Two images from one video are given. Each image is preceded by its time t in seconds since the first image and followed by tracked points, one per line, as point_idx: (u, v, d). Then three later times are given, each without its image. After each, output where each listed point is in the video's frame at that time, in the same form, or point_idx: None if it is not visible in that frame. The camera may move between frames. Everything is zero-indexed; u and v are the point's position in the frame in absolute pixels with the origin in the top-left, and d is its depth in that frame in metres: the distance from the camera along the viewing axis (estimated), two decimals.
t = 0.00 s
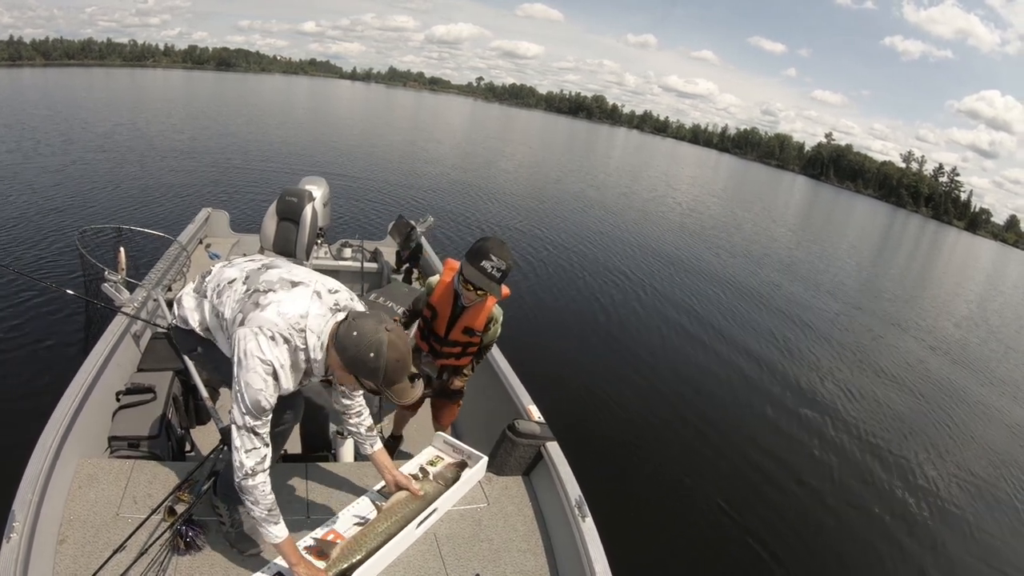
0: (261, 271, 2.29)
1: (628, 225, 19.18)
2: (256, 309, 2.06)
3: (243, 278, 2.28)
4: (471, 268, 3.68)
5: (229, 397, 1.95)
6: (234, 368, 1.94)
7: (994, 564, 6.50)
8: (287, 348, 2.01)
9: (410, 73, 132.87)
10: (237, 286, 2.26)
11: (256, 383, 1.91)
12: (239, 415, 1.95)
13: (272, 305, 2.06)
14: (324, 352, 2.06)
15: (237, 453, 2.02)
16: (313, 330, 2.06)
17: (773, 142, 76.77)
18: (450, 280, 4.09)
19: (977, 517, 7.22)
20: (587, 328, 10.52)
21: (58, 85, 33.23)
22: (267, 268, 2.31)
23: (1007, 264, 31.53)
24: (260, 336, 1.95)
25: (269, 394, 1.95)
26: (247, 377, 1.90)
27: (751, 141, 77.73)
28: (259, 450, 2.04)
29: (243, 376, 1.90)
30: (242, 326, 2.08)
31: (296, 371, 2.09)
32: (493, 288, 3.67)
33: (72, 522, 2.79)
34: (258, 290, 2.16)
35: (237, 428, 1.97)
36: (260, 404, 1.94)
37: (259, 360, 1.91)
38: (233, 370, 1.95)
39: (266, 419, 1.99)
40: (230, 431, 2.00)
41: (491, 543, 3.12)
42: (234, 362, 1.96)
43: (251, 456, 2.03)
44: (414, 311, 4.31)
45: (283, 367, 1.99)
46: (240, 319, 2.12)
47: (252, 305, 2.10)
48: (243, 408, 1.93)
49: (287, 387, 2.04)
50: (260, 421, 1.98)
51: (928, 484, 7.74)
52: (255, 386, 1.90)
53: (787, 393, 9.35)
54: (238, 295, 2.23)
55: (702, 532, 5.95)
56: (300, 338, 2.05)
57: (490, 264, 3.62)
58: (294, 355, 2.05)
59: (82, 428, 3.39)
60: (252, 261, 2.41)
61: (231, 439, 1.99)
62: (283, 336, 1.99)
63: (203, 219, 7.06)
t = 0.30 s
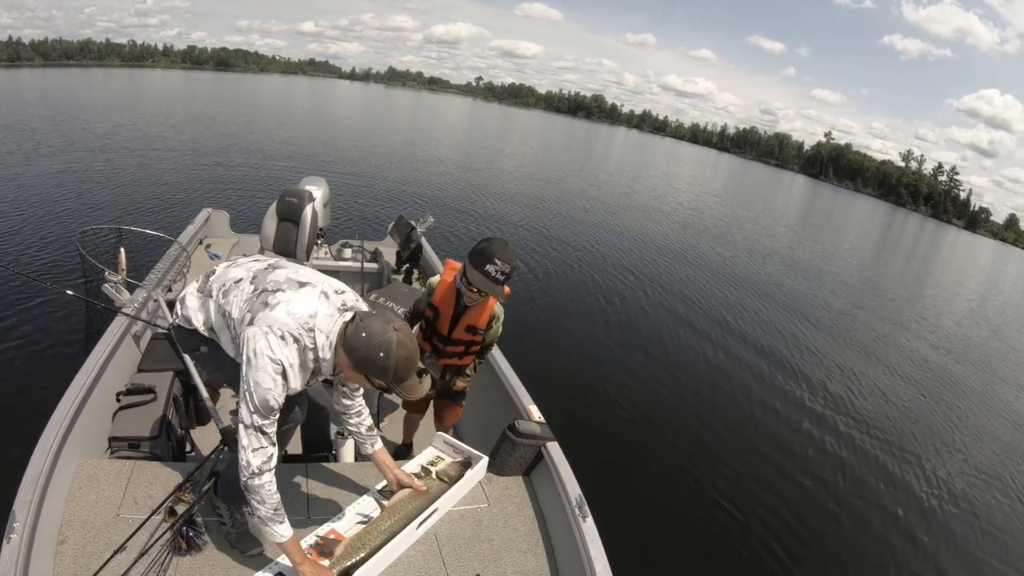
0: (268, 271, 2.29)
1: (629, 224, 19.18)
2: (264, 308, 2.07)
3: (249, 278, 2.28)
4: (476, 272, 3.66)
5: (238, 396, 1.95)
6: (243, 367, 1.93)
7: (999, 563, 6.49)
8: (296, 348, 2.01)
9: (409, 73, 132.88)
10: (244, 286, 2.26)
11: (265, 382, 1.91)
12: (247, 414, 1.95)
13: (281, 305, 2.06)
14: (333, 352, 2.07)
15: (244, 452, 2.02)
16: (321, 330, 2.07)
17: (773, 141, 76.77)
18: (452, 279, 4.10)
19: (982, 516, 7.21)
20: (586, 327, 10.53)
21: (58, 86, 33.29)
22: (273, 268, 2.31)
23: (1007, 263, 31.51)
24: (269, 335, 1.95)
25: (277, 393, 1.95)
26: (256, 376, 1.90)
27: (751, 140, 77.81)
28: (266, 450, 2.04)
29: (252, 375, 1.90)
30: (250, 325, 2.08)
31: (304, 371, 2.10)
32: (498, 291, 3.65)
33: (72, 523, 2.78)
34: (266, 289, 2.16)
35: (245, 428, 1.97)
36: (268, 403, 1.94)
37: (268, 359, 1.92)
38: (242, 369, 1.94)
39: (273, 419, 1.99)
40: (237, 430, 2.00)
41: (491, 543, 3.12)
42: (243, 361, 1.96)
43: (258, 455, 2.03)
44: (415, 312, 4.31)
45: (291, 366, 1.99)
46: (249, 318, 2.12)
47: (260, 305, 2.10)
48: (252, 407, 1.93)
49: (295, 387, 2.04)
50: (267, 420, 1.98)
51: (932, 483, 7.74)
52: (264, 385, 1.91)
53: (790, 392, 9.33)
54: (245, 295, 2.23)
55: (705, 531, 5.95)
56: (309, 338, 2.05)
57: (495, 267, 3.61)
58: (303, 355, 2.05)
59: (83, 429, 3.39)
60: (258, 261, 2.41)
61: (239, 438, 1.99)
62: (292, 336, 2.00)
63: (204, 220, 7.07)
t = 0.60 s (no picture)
0: (269, 270, 2.29)
1: (628, 223, 19.18)
2: (266, 307, 2.07)
3: (250, 277, 2.28)
4: (474, 279, 3.62)
5: (240, 394, 1.94)
6: (245, 365, 1.93)
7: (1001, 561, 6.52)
8: (299, 346, 2.01)
9: (408, 73, 132.88)
10: (245, 285, 2.27)
11: (268, 380, 1.90)
12: (250, 412, 1.94)
13: (283, 304, 2.06)
14: (339, 353, 2.09)
15: (248, 451, 2.02)
16: (324, 329, 2.07)
17: (772, 141, 76.78)
18: (445, 277, 4.06)
19: (983, 514, 7.24)
20: (587, 326, 10.53)
21: (58, 86, 33.31)
22: (274, 267, 2.31)
23: (1007, 262, 31.51)
24: (272, 334, 1.95)
25: (280, 392, 1.94)
26: (258, 375, 1.89)
27: (750, 140, 77.85)
28: (269, 448, 2.04)
29: (255, 374, 1.89)
30: (251, 325, 2.08)
31: (306, 370, 2.09)
32: (494, 293, 3.65)
33: (72, 523, 2.78)
34: (268, 288, 2.16)
35: (247, 426, 1.97)
36: (271, 401, 1.93)
37: (271, 358, 1.91)
38: (244, 368, 1.93)
39: (276, 417, 1.99)
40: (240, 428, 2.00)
41: (492, 543, 3.12)
42: (245, 360, 1.96)
43: (261, 454, 2.02)
44: (409, 312, 4.22)
45: (294, 365, 1.99)
46: (250, 317, 2.12)
47: (262, 304, 2.10)
48: (254, 405, 1.92)
49: (297, 386, 2.04)
50: (270, 418, 1.98)
51: (933, 481, 7.77)
52: (266, 384, 1.90)
53: (791, 391, 9.35)
54: (246, 294, 2.23)
55: (707, 531, 5.96)
56: (311, 337, 2.05)
57: (490, 271, 3.59)
58: (305, 354, 2.06)
59: (83, 429, 3.39)
60: (258, 260, 2.41)
61: (242, 436, 1.99)
62: (295, 334, 2.00)
63: (204, 220, 7.07)
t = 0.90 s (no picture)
0: (270, 272, 2.29)
1: (628, 223, 19.18)
2: (269, 310, 2.06)
3: (251, 280, 2.27)
4: (464, 271, 3.64)
5: (244, 398, 1.93)
6: (249, 369, 1.92)
7: (1001, 561, 6.52)
8: (304, 348, 2.02)
9: (407, 73, 132.80)
10: (245, 288, 2.26)
11: (274, 384, 1.90)
12: (255, 416, 1.94)
13: (286, 306, 2.06)
14: (343, 355, 2.12)
15: (250, 454, 2.01)
16: (329, 332, 2.08)
17: (771, 140, 76.78)
18: (436, 275, 4.05)
19: (985, 515, 7.24)
20: (587, 326, 10.54)
21: (58, 86, 33.27)
22: (275, 269, 2.31)
23: (1006, 261, 31.49)
24: (277, 336, 1.94)
25: (286, 395, 1.95)
26: (264, 378, 1.89)
27: (750, 139, 77.90)
28: (272, 451, 2.04)
29: (261, 378, 1.89)
30: (254, 328, 2.07)
31: (310, 373, 2.10)
32: (487, 285, 3.66)
33: (73, 523, 2.78)
34: (270, 291, 2.16)
35: (251, 429, 1.96)
36: (276, 404, 1.93)
37: (277, 361, 1.91)
38: (248, 372, 1.93)
39: (280, 420, 1.99)
40: (243, 431, 1.99)
41: (492, 543, 3.12)
42: (249, 363, 1.94)
43: (264, 456, 2.02)
44: (401, 312, 4.19)
45: (299, 367, 1.99)
46: (253, 321, 2.12)
47: (265, 307, 2.10)
48: (259, 408, 1.92)
49: (301, 388, 2.04)
50: (274, 422, 1.98)
51: (934, 482, 7.77)
52: (273, 388, 1.90)
53: (792, 391, 9.35)
54: (248, 298, 2.23)
55: (708, 531, 5.95)
56: (316, 339, 2.06)
57: (480, 263, 3.60)
58: (309, 356, 2.06)
59: (84, 430, 3.39)
60: (258, 263, 2.41)
61: (245, 439, 1.99)
62: (300, 336, 2.00)
63: (204, 220, 7.06)
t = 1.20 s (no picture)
0: (266, 271, 2.28)
1: (628, 223, 19.19)
2: (267, 309, 2.06)
3: (248, 280, 2.27)
4: (458, 268, 3.67)
5: (244, 398, 1.93)
6: (249, 369, 1.91)
7: (1002, 561, 6.52)
8: (303, 346, 2.02)
9: (407, 73, 132.69)
10: (243, 288, 2.26)
11: (274, 383, 1.91)
12: (256, 416, 1.94)
13: (284, 305, 2.06)
14: (342, 351, 2.12)
15: (251, 454, 2.01)
16: (328, 329, 2.09)
17: (770, 140, 76.83)
18: (434, 274, 4.08)
19: (985, 515, 7.25)
20: (587, 326, 10.55)
21: (58, 86, 33.22)
22: (271, 269, 2.30)
23: (1005, 261, 31.53)
24: (276, 335, 1.94)
25: (286, 394, 1.95)
26: (264, 378, 1.89)
27: (749, 139, 77.97)
28: (273, 451, 2.04)
29: (261, 378, 1.89)
30: (253, 327, 2.07)
31: (309, 371, 2.10)
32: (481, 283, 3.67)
33: (74, 524, 2.78)
34: (267, 290, 2.16)
35: (252, 429, 1.96)
36: (277, 404, 1.94)
37: (276, 359, 1.91)
38: (248, 372, 1.92)
39: (281, 420, 1.99)
40: (244, 432, 1.99)
41: (494, 542, 3.12)
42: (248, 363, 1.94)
43: (265, 456, 2.02)
44: (401, 310, 4.23)
45: (299, 366, 1.99)
46: (251, 320, 2.12)
47: (262, 306, 2.10)
48: (259, 409, 1.92)
49: (302, 386, 2.05)
50: (275, 421, 1.98)
51: (934, 483, 7.77)
52: (273, 387, 1.90)
53: (791, 392, 9.34)
54: (245, 298, 2.22)
55: (707, 531, 5.95)
56: (315, 337, 2.07)
57: (474, 260, 3.62)
58: (308, 354, 2.07)
59: (85, 430, 3.39)
60: (254, 263, 2.40)
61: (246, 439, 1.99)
62: (299, 335, 2.01)
63: (204, 220, 7.06)
